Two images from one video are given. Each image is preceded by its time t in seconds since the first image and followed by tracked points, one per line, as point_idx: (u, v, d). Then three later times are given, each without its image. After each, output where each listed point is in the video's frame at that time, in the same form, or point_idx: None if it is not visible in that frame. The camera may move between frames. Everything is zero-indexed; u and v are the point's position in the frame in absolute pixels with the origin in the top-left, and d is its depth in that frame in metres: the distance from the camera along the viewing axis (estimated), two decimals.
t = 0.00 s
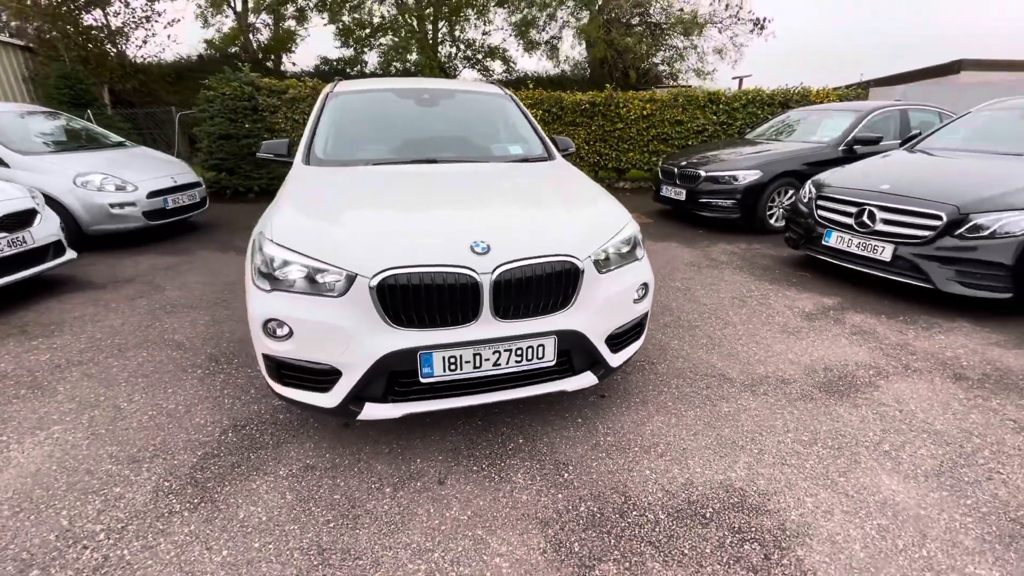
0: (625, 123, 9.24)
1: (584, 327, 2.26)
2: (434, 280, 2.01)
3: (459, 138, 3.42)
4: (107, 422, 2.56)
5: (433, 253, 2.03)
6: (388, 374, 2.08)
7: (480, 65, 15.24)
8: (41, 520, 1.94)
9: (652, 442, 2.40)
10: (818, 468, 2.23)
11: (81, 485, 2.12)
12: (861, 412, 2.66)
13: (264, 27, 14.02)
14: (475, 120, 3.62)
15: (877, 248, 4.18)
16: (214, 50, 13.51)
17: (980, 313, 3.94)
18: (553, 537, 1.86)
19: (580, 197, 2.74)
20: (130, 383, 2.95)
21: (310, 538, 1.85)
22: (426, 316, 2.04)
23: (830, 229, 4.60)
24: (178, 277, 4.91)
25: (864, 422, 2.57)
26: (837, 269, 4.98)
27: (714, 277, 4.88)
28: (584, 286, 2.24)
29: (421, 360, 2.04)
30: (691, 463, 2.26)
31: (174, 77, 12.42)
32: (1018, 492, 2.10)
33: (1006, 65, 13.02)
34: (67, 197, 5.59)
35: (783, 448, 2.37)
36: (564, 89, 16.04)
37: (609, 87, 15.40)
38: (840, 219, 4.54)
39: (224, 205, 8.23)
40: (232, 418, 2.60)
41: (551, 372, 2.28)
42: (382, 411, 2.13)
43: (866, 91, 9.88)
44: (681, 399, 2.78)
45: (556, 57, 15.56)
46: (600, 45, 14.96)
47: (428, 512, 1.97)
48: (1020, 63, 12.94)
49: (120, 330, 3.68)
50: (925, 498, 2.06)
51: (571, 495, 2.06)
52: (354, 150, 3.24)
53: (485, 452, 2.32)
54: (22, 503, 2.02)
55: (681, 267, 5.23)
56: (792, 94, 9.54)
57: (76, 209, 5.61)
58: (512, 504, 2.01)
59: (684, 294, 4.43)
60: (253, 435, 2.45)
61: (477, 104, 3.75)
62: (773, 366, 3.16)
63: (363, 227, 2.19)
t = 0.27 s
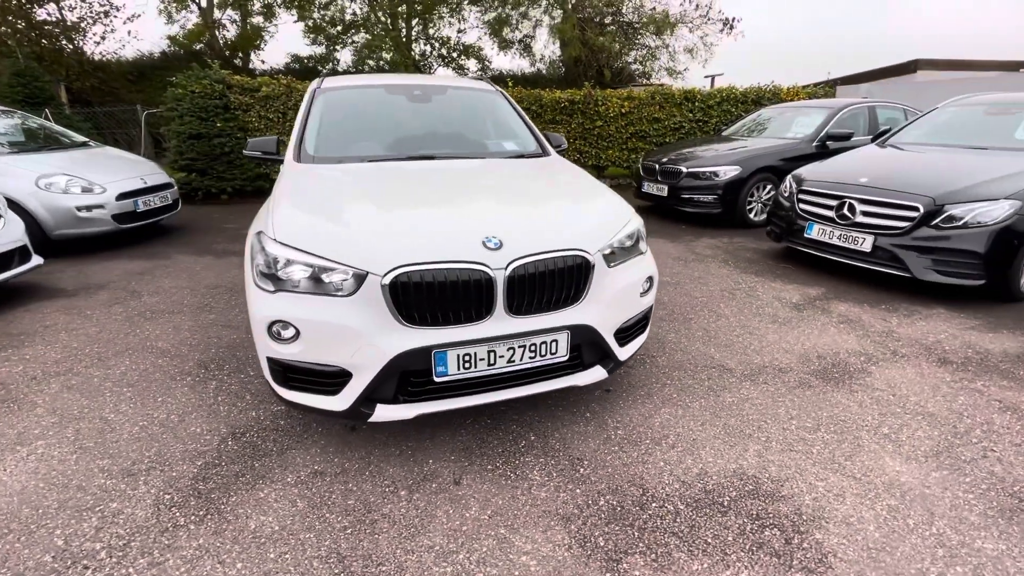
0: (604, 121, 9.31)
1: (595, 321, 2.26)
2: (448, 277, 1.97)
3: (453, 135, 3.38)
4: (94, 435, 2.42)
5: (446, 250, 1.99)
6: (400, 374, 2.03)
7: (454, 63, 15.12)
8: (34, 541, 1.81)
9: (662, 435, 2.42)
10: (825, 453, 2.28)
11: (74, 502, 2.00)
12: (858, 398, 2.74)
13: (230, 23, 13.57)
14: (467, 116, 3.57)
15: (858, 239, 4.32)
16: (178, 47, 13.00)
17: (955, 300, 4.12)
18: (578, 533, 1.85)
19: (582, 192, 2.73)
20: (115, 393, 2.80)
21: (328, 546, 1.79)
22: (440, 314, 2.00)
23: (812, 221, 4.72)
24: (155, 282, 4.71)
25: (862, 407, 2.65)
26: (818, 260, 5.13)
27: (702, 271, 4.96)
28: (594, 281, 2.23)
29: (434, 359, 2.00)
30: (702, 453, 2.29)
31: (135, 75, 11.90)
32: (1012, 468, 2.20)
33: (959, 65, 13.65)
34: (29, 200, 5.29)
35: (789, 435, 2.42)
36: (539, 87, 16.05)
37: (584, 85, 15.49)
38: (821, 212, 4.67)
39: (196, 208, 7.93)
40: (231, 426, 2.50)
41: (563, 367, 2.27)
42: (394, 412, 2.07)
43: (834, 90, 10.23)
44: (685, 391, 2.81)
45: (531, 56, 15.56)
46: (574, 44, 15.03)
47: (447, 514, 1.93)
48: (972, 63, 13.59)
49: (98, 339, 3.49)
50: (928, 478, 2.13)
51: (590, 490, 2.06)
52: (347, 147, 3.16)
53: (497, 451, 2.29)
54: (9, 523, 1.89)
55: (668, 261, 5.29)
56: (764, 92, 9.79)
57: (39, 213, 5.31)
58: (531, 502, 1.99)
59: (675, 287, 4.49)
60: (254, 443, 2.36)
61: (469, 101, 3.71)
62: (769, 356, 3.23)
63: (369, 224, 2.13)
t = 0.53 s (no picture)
0: (583, 119, 9.35)
1: (612, 322, 2.24)
2: (468, 281, 1.91)
3: (451, 134, 3.30)
4: (82, 457, 2.26)
5: (466, 252, 1.93)
6: (419, 381, 1.96)
7: (428, 62, 14.92)
8: None
9: (677, 433, 2.42)
10: (836, 446, 2.32)
11: (68, 532, 1.85)
12: (859, 389, 2.81)
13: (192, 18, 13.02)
14: (463, 115, 3.50)
15: (842, 235, 4.44)
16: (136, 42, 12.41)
17: (934, 291, 4.29)
18: (609, 538, 1.82)
19: (589, 191, 2.71)
20: (99, 411, 2.63)
21: (353, 565, 1.71)
22: (460, 319, 1.94)
23: (797, 217, 4.83)
24: (129, 290, 4.46)
25: (864, 399, 2.71)
26: (801, 255, 5.26)
27: (692, 267, 5.01)
28: (611, 281, 2.21)
29: (456, 365, 1.94)
30: (719, 450, 2.30)
31: (91, 72, 11.31)
32: (1012, 453, 2.28)
33: (915, 65, 14.25)
34: None
35: (799, 429, 2.46)
36: (513, 86, 16.00)
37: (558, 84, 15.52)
38: (805, 208, 4.78)
39: (165, 211, 7.58)
40: (231, 441, 2.37)
41: (582, 369, 2.24)
42: (413, 421, 2.00)
43: (803, 89, 10.53)
44: (693, 389, 2.83)
45: (505, 54, 15.48)
46: (548, 43, 15.05)
47: (473, 524, 1.88)
48: (927, 64, 14.21)
49: (73, 353, 3.28)
50: (937, 467, 2.19)
51: (615, 493, 2.03)
52: (343, 148, 3.04)
53: (516, 457, 2.24)
54: None
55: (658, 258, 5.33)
56: (737, 91, 10.01)
57: None
58: (558, 508, 1.95)
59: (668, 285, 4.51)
60: (260, 458, 2.25)
61: (463, 99, 3.63)
62: (768, 351, 3.28)
63: (381, 227, 2.06)
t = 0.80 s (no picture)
0: (562, 120, 9.38)
1: (626, 325, 2.23)
2: (487, 288, 1.87)
3: (447, 137, 3.25)
4: (70, 484, 2.11)
5: (484, 258, 1.89)
6: (438, 392, 1.91)
7: (401, 62, 14.70)
8: None
9: (688, 434, 2.44)
10: (842, 441, 2.38)
11: (64, 567, 1.72)
12: (856, 384, 2.89)
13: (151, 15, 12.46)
14: (458, 117, 3.45)
15: (824, 233, 4.58)
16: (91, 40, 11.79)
17: (910, 286, 4.47)
18: (637, 544, 1.81)
19: (593, 193, 2.70)
20: (84, 432, 2.47)
21: None
22: (479, 327, 1.90)
23: (779, 216, 4.95)
24: (100, 302, 4.22)
25: (862, 393, 2.79)
26: (783, 253, 5.40)
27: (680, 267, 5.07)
28: (624, 284, 2.20)
29: (475, 374, 1.90)
30: (731, 450, 2.32)
31: (42, 70, 10.69)
32: (1006, 441, 2.38)
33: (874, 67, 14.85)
34: None
35: (805, 425, 2.51)
36: (487, 87, 15.93)
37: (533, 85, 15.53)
38: (788, 207, 4.91)
39: (131, 217, 7.23)
40: (232, 459, 2.26)
41: (597, 374, 2.23)
42: (431, 433, 1.95)
43: (773, 90, 10.84)
44: (698, 389, 2.85)
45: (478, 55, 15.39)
46: (522, 44, 15.05)
47: (499, 536, 1.84)
48: (885, 66, 14.83)
49: (46, 371, 3.07)
50: (939, 457, 2.27)
51: (636, 497, 2.03)
52: (339, 151, 2.95)
53: (532, 465, 2.21)
54: None
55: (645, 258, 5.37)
56: (710, 92, 10.23)
57: None
58: (582, 515, 1.94)
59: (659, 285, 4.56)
60: (265, 477, 2.15)
61: (456, 100, 3.58)
62: (765, 348, 3.34)
63: (392, 232, 2.00)
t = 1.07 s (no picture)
0: (539, 120, 9.39)
1: (636, 322, 2.24)
2: (504, 288, 1.84)
3: (442, 136, 3.20)
4: (56, 508, 1.97)
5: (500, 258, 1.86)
6: (455, 396, 1.87)
7: (371, 61, 14.44)
8: None
9: (696, 429, 2.46)
10: (842, 429, 2.45)
11: None
12: (847, 374, 2.99)
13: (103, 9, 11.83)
14: (450, 116, 3.40)
15: (803, 228, 4.72)
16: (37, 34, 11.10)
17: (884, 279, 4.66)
18: (661, 540, 1.82)
19: (594, 192, 2.69)
20: (64, 451, 2.31)
21: None
22: (496, 328, 1.86)
23: (759, 212, 5.08)
24: (66, 312, 3.97)
25: (854, 382, 2.88)
26: (762, 249, 5.54)
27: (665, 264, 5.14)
28: (634, 282, 2.21)
29: (494, 376, 1.86)
30: (739, 442, 2.36)
31: None
32: (992, 424, 2.50)
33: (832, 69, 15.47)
34: None
35: (805, 415, 2.57)
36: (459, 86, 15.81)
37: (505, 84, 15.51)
38: (767, 203, 5.04)
39: (91, 221, 6.84)
40: (232, 473, 2.15)
41: (609, 372, 2.22)
42: (449, 438, 1.91)
43: (741, 90, 11.15)
44: (698, 383, 2.89)
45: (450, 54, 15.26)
46: (494, 43, 14.99)
47: (522, 540, 1.82)
48: (842, 68, 15.47)
49: (14, 387, 2.86)
50: (933, 442, 2.36)
51: (654, 493, 2.04)
52: (332, 151, 2.86)
53: (546, 466, 2.19)
54: None
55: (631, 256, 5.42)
56: (681, 92, 10.44)
57: None
58: (603, 514, 1.93)
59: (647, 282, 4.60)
60: (271, 490, 2.06)
61: (447, 99, 3.52)
62: (757, 341, 3.42)
63: (403, 232, 1.94)
